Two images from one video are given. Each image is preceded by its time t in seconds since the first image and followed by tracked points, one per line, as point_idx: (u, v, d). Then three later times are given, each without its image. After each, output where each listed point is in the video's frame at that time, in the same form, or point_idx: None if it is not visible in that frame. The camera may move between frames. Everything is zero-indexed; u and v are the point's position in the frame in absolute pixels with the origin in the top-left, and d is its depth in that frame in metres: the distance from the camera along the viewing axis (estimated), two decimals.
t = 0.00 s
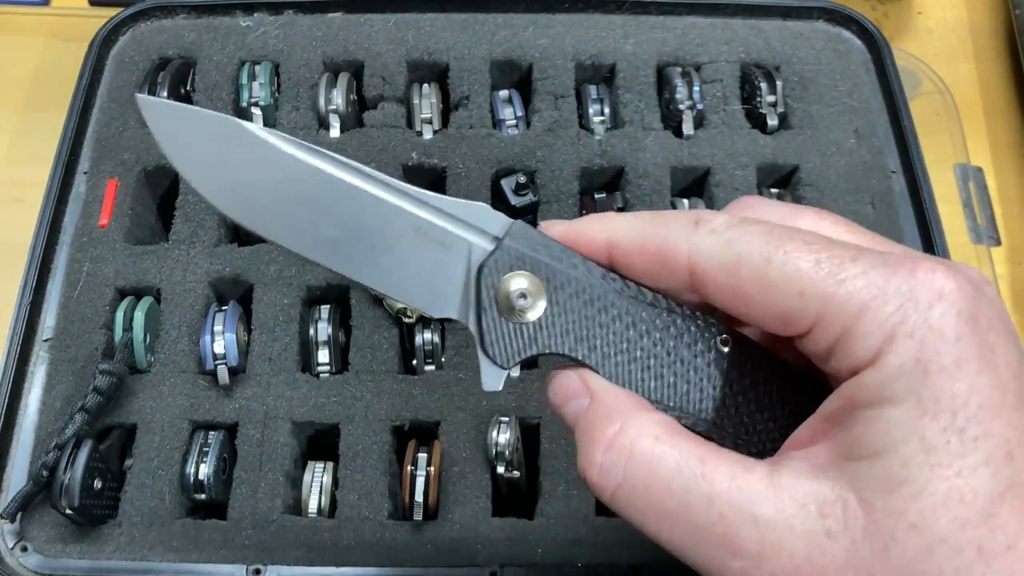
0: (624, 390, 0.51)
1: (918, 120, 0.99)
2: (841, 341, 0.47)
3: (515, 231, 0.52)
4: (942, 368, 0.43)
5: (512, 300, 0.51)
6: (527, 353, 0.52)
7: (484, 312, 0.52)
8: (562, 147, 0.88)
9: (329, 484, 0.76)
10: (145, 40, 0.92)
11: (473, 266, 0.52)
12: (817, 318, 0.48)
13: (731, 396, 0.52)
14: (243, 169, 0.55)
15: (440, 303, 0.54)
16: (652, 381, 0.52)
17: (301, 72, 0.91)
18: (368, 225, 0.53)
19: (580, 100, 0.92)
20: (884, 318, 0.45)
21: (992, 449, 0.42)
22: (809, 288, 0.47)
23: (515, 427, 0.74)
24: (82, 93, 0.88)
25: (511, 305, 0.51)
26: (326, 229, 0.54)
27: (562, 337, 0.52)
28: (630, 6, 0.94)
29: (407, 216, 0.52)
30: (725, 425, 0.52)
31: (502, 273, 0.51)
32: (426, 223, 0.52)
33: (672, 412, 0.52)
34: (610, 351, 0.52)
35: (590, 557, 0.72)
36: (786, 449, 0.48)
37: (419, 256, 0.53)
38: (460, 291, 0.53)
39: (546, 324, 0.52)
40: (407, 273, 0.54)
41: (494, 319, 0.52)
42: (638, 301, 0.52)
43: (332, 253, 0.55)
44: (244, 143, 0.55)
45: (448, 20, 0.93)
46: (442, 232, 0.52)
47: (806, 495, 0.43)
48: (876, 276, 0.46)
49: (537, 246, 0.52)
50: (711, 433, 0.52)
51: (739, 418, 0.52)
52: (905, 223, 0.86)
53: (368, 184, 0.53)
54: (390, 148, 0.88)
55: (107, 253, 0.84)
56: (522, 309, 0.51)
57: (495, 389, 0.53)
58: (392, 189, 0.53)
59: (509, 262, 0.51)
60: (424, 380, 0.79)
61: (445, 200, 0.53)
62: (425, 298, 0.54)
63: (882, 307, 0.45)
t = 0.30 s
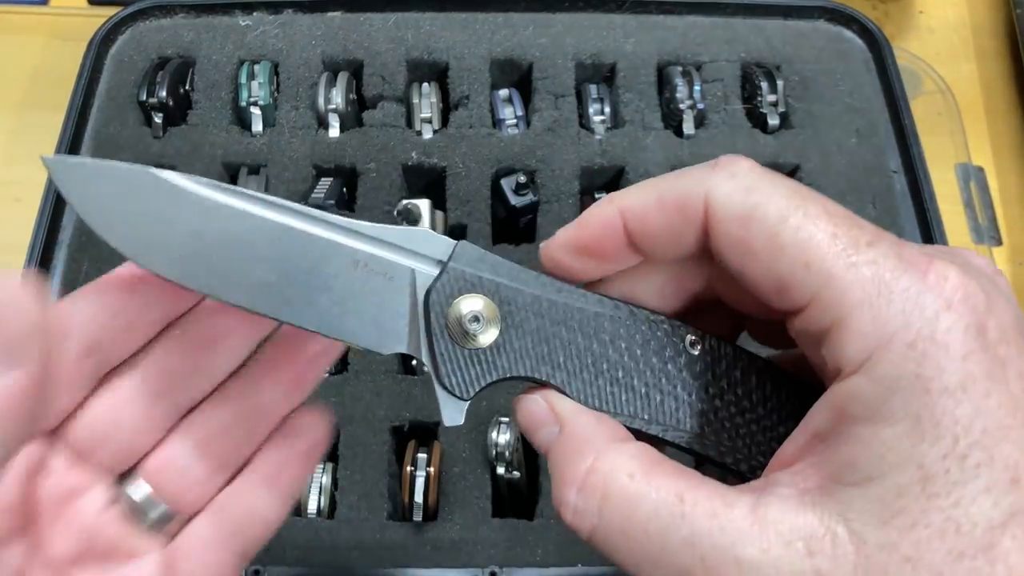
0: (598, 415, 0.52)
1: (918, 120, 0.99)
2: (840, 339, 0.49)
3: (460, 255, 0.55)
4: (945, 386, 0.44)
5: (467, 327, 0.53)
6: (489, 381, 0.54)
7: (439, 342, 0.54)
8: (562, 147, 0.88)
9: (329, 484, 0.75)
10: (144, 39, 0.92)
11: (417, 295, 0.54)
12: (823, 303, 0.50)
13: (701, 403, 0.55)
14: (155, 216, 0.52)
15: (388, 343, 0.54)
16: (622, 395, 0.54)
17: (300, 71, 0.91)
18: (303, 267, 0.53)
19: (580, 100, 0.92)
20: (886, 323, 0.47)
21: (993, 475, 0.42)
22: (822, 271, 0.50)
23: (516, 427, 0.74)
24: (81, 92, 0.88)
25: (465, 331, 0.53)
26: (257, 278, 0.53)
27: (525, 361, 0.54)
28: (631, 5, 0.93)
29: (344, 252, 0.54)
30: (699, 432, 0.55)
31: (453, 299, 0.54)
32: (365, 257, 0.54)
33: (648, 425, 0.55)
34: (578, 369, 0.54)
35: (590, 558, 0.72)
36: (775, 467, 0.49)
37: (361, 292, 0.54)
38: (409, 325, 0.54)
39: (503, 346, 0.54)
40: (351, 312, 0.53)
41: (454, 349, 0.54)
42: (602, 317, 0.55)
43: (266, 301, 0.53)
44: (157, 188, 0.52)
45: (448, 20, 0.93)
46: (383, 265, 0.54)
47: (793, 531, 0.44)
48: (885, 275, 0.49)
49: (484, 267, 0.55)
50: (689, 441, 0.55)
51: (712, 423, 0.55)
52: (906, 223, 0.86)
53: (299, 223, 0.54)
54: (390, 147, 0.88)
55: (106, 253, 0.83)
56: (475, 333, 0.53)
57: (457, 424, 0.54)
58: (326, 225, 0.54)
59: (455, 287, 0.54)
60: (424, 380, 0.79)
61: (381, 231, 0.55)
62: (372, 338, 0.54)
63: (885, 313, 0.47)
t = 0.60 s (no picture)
0: (646, 394, 0.48)
1: (918, 120, 0.99)
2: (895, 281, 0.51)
3: (457, 248, 0.54)
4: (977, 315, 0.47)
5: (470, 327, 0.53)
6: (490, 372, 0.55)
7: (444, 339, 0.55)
8: (562, 147, 0.88)
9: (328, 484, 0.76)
10: (144, 39, 0.92)
11: (418, 289, 0.56)
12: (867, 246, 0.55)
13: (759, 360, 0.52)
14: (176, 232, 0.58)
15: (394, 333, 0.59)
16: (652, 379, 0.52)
17: (300, 72, 0.91)
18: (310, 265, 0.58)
19: (580, 100, 0.92)
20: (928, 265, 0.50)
21: None
22: (883, 234, 0.54)
23: (516, 427, 0.73)
24: (81, 92, 0.88)
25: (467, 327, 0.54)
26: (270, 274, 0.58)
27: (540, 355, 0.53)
28: (631, 5, 0.93)
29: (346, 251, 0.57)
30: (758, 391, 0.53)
31: (454, 295, 0.54)
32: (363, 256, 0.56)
33: (677, 389, 0.52)
34: (589, 340, 0.53)
35: (590, 558, 0.72)
36: (852, 426, 0.47)
37: (365, 285, 0.57)
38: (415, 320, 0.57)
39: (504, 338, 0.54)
40: (359, 305, 0.58)
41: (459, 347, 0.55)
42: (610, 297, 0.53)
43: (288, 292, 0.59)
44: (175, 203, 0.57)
45: (448, 19, 0.93)
46: (379, 260, 0.56)
47: (879, 476, 0.42)
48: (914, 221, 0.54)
49: (481, 259, 0.54)
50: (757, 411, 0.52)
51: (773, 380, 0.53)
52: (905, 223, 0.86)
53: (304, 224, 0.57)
54: (389, 148, 0.87)
55: (105, 253, 0.83)
56: (476, 326, 0.53)
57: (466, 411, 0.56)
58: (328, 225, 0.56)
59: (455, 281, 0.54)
60: (423, 380, 0.79)
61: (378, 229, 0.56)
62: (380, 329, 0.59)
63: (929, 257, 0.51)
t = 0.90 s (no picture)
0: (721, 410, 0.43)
1: (918, 120, 0.99)
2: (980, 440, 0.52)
3: (411, 221, 0.56)
4: None
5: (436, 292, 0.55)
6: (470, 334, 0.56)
7: (413, 306, 0.56)
8: (562, 147, 0.88)
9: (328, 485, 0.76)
10: (144, 39, 0.92)
11: (380, 269, 0.56)
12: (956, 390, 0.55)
13: (829, 312, 0.56)
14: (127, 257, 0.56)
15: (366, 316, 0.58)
16: (666, 318, 0.56)
17: (300, 72, 0.91)
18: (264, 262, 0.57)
19: (580, 100, 0.92)
20: None
21: None
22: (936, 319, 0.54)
23: (516, 427, 0.73)
24: (81, 92, 0.88)
25: (434, 294, 0.55)
26: (222, 282, 0.57)
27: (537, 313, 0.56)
28: (631, 5, 0.93)
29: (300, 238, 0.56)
30: (835, 342, 0.56)
31: (421, 259, 0.56)
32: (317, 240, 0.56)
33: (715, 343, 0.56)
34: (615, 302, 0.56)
35: (590, 558, 0.72)
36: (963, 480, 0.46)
37: (333, 275, 0.57)
38: (382, 300, 0.57)
39: (471, 297, 0.56)
40: (337, 296, 0.57)
41: (432, 315, 0.56)
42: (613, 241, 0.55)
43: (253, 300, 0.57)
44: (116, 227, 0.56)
45: (448, 19, 0.93)
46: (345, 250, 0.56)
47: None
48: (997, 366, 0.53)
49: (438, 225, 0.56)
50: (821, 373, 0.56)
51: (846, 330, 0.56)
52: (905, 222, 0.86)
53: (243, 224, 0.56)
54: (389, 148, 0.87)
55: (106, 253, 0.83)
56: (444, 293, 0.55)
57: (451, 374, 0.57)
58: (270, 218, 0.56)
59: (420, 248, 0.55)
60: (423, 381, 0.79)
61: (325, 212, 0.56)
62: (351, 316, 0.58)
63: None
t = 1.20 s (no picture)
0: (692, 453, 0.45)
1: (918, 120, 0.99)
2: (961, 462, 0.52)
3: (426, 239, 0.56)
4: None
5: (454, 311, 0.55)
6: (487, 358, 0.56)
7: (433, 329, 0.56)
8: (562, 147, 0.88)
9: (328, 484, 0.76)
10: (145, 39, 0.92)
11: (395, 288, 0.57)
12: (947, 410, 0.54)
13: (858, 327, 0.54)
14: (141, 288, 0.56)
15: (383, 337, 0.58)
16: (689, 337, 0.55)
17: (300, 71, 0.91)
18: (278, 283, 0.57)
19: (580, 100, 0.92)
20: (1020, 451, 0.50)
21: None
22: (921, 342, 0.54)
23: (515, 427, 0.73)
24: (81, 92, 0.88)
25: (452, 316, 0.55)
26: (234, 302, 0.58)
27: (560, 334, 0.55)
28: (631, 5, 0.93)
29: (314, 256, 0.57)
30: (866, 359, 0.54)
31: (435, 279, 0.56)
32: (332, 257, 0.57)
33: (740, 362, 0.54)
34: (631, 320, 0.55)
35: (590, 558, 0.72)
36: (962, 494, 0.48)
37: (340, 295, 0.58)
38: (398, 321, 0.58)
39: (489, 320, 0.56)
40: (348, 313, 0.58)
41: (452, 337, 0.56)
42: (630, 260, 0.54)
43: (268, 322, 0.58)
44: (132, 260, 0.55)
45: (448, 19, 0.93)
46: (351, 266, 0.57)
47: None
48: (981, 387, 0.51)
49: (452, 245, 0.56)
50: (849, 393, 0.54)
51: (879, 346, 0.54)
52: (905, 222, 0.86)
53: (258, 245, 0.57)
54: (389, 148, 0.87)
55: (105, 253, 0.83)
56: (458, 312, 0.55)
57: (469, 397, 0.57)
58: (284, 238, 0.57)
59: (437, 268, 0.56)
60: (423, 380, 0.79)
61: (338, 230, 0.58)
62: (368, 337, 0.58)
63: (1013, 435, 0.50)
